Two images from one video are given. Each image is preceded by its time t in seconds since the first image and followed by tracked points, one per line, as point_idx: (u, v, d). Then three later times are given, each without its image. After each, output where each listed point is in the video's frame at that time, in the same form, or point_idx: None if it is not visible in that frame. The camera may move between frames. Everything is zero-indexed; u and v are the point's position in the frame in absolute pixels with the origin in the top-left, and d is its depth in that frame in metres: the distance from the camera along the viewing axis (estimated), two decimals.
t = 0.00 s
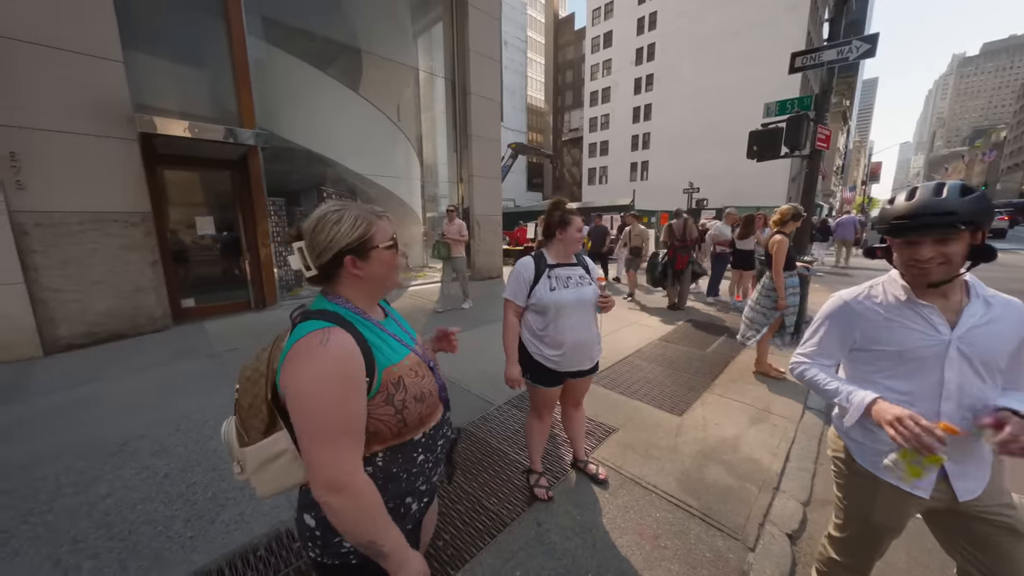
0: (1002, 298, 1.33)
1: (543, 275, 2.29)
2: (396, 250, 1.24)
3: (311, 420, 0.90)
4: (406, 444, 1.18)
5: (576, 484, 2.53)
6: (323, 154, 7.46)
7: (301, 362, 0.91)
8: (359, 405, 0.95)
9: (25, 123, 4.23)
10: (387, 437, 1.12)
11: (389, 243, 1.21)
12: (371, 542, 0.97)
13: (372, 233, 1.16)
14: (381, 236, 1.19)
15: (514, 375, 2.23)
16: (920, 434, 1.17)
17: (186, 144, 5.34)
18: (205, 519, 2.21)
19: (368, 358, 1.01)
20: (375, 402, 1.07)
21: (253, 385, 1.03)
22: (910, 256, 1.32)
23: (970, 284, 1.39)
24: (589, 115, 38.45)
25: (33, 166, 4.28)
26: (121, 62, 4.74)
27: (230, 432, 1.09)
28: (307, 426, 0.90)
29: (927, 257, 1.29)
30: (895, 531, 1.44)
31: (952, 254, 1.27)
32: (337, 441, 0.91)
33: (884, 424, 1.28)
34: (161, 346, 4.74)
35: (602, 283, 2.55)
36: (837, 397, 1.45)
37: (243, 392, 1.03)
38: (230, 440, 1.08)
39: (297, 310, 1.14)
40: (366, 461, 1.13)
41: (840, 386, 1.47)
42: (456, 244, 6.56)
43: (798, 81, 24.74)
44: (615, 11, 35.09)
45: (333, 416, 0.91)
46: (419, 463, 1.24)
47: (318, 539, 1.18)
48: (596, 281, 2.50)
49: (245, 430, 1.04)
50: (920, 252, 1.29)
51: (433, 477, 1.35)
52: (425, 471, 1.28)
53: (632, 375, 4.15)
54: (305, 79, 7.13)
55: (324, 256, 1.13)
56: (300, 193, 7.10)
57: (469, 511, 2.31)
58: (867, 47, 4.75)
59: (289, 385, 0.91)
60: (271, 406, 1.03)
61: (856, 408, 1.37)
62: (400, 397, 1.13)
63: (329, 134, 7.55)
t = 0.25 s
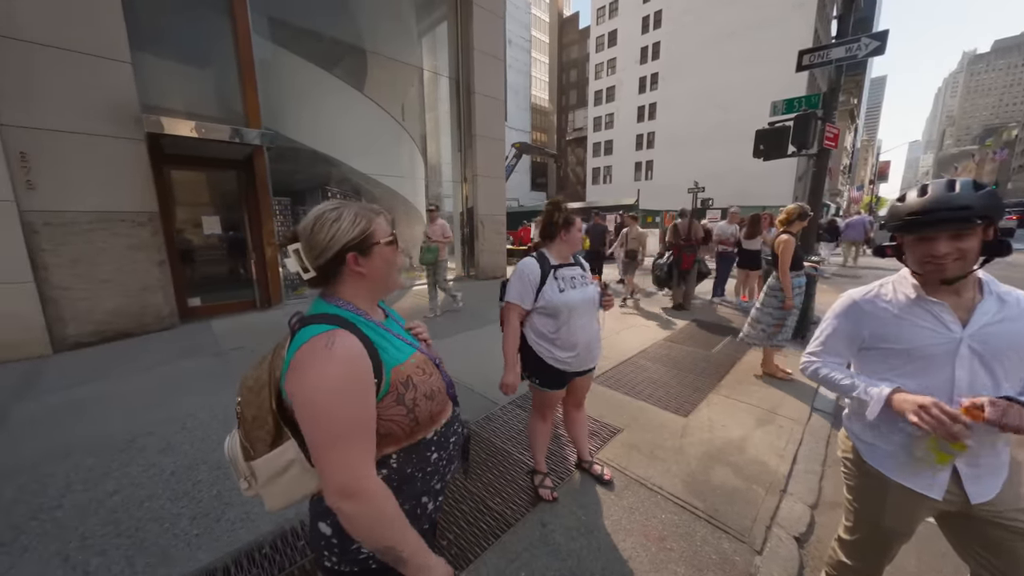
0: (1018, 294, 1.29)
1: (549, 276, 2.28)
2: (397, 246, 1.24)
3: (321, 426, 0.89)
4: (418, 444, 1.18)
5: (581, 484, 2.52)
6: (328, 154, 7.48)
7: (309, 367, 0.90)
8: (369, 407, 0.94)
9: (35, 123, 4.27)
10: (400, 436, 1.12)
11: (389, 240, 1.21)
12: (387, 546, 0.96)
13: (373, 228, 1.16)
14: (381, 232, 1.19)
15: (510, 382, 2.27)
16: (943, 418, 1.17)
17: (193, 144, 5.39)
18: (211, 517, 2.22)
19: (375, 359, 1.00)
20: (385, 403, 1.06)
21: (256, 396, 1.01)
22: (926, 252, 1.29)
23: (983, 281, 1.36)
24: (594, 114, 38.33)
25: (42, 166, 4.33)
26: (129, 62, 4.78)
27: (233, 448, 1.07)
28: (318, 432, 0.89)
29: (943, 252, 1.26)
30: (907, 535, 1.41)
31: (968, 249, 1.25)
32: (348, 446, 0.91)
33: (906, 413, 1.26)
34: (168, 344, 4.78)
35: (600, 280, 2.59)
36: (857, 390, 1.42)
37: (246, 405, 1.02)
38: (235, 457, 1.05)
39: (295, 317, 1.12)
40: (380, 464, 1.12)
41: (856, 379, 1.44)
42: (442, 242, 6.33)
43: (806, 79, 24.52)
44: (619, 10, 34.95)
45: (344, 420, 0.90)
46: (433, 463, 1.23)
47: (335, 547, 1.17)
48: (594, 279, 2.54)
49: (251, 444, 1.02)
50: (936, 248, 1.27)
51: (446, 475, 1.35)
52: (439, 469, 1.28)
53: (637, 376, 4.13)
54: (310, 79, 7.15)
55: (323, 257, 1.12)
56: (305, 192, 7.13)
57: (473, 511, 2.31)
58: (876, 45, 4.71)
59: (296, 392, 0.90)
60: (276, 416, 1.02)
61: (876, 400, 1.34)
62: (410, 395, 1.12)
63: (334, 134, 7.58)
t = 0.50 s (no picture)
0: None
1: (555, 277, 2.27)
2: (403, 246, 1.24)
3: (341, 426, 0.88)
4: (429, 443, 1.17)
5: (586, 485, 2.51)
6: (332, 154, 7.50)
7: (326, 367, 0.90)
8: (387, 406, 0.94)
9: (44, 124, 4.31)
10: (413, 435, 1.11)
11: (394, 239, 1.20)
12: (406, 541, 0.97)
13: (378, 228, 1.16)
14: (386, 232, 1.18)
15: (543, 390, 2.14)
16: (947, 426, 1.18)
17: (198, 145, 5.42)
18: (217, 515, 2.23)
19: (389, 359, 0.99)
20: (399, 402, 1.05)
21: (266, 399, 1.01)
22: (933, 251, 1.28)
23: (997, 281, 1.33)
24: (598, 114, 38.24)
25: (51, 166, 4.37)
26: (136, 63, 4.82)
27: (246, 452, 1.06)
28: (338, 432, 0.88)
29: (952, 251, 1.24)
30: (918, 539, 1.40)
31: (978, 247, 1.22)
32: (367, 446, 0.90)
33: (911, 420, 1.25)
34: (175, 343, 4.81)
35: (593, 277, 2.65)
36: (856, 395, 1.44)
37: (257, 408, 1.02)
38: (244, 464, 1.07)
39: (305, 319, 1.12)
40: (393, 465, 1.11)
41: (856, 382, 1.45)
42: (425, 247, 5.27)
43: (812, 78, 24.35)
44: (623, 9, 34.83)
45: (363, 420, 0.89)
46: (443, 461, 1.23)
47: (348, 550, 1.16)
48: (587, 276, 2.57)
49: (263, 448, 1.01)
50: (943, 246, 1.25)
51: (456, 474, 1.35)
52: (449, 468, 1.28)
53: (641, 376, 4.11)
54: (314, 79, 7.17)
55: (330, 256, 1.11)
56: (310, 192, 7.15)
57: (478, 511, 2.30)
58: (884, 43, 4.66)
59: (315, 392, 0.89)
60: (288, 419, 1.01)
61: (874, 404, 1.36)
62: (424, 394, 1.12)
63: (339, 134, 7.60)
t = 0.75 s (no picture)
0: None
1: (558, 277, 2.27)
2: (386, 255, 1.14)
3: (349, 423, 0.88)
4: (436, 442, 1.17)
5: (589, 485, 2.51)
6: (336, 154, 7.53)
7: (333, 366, 0.90)
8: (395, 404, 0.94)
9: (51, 124, 4.35)
10: (421, 434, 1.11)
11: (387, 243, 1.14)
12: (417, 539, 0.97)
13: (352, 236, 1.10)
14: (363, 240, 1.11)
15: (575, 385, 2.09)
16: (952, 434, 1.15)
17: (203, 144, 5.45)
18: (221, 512, 2.25)
19: (396, 358, 0.99)
20: (407, 400, 1.05)
21: (274, 399, 1.02)
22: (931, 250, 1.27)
23: (1005, 281, 1.32)
24: (600, 113, 38.14)
25: (58, 166, 4.41)
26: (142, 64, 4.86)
27: (255, 451, 1.07)
28: (346, 430, 0.88)
29: (948, 250, 1.23)
30: (926, 541, 1.38)
31: (976, 248, 1.21)
32: (376, 444, 0.90)
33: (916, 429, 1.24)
34: (180, 342, 4.84)
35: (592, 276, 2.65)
36: (856, 400, 1.42)
37: (265, 408, 1.02)
38: (252, 462, 1.07)
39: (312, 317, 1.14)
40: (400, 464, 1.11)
41: (857, 387, 1.43)
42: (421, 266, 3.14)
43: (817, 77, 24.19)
44: (627, 8, 34.74)
45: (372, 417, 0.89)
46: (450, 460, 1.23)
47: (356, 547, 1.16)
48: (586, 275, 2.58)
49: (271, 447, 1.02)
50: (940, 245, 1.24)
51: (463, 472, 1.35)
52: (456, 466, 1.28)
53: (644, 376, 4.10)
54: (318, 80, 7.20)
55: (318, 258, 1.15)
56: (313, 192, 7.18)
57: (480, 510, 2.31)
58: (890, 41, 4.63)
59: (323, 391, 0.89)
60: (296, 418, 1.01)
61: (876, 409, 1.34)
62: (430, 393, 1.12)
63: (342, 134, 7.63)
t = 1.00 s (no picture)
0: None
1: (561, 275, 2.27)
2: (388, 254, 1.14)
3: (345, 424, 0.88)
4: (435, 444, 1.17)
5: (589, 485, 2.50)
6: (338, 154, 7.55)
7: (330, 367, 0.90)
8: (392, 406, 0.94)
9: (56, 125, 4.38)
10: (419, 436, 1.11)
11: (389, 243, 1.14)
12: (412, 544, 0.96)
13: (354, 236, 1.10)
14: (365, 240, 1.11)
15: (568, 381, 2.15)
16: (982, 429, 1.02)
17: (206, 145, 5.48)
18: (223, 511, 2.26)
19: (393, 359, 1.00)
20: (404, 403, 1.05)
21: (276, 397, 1.02)
22: (924, 250, 1.28)
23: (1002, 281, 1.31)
24: (603, 113, 38.07)
25: (63, 166, 4.44)
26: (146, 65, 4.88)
27: (257, 448, 1.08)
28: (342, 431, 0.88)
29: (937, 250, 1.25)
30: (927, 541, 1.38)
31: (966, 248, 1.22)
32: (371, 447, 0.90)
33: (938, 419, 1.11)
34: (183, 341, 4.86)
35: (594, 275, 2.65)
36: (885, 405, 1.27)
37: (267, 406, 1.03)
38: (255, 457, 1.07)
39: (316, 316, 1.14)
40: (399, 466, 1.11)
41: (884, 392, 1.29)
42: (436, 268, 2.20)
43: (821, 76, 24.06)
44: (629, 8, 34.68)
45: (367, 419, 0.89)
46: (450, 461, 1.23)
47: (356, 546, 1.17)
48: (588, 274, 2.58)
49: (272, 444, 1.02)
50: (929, 245, 1.25)
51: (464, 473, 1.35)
52: (457, 468, 1.28)
53: (645, 376, 4.09)
54: (320, 80, 7.22)
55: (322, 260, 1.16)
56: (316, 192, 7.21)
57: (481, 510, 2.31)
58: (893, 40, 4.60)
59: (319, 391, 0.89)
60: (295, 416, 1.01)
61: (906, 416, 1.17)
62: (428, 395, 1.12)
63: (344, 134, 7.65)
